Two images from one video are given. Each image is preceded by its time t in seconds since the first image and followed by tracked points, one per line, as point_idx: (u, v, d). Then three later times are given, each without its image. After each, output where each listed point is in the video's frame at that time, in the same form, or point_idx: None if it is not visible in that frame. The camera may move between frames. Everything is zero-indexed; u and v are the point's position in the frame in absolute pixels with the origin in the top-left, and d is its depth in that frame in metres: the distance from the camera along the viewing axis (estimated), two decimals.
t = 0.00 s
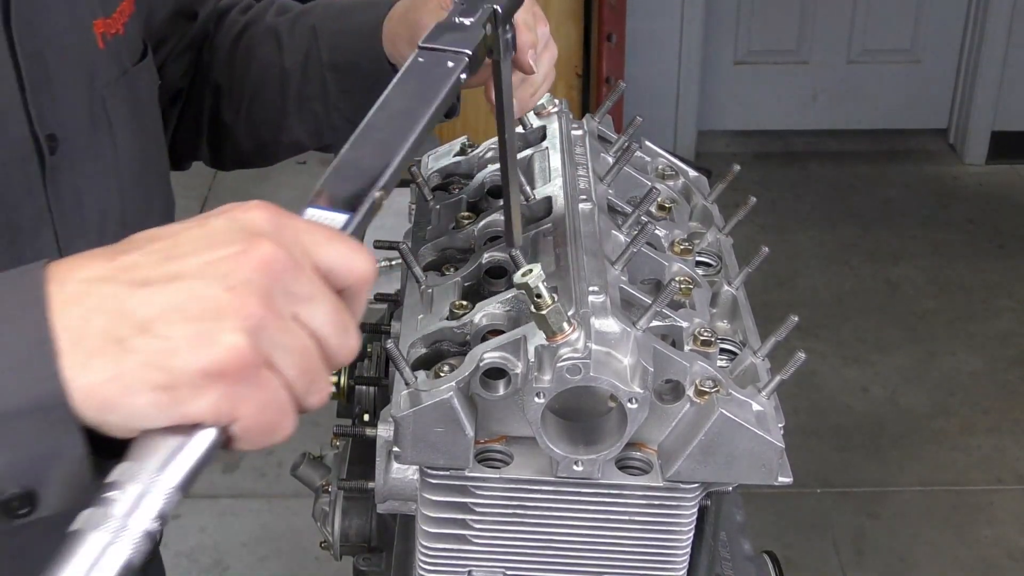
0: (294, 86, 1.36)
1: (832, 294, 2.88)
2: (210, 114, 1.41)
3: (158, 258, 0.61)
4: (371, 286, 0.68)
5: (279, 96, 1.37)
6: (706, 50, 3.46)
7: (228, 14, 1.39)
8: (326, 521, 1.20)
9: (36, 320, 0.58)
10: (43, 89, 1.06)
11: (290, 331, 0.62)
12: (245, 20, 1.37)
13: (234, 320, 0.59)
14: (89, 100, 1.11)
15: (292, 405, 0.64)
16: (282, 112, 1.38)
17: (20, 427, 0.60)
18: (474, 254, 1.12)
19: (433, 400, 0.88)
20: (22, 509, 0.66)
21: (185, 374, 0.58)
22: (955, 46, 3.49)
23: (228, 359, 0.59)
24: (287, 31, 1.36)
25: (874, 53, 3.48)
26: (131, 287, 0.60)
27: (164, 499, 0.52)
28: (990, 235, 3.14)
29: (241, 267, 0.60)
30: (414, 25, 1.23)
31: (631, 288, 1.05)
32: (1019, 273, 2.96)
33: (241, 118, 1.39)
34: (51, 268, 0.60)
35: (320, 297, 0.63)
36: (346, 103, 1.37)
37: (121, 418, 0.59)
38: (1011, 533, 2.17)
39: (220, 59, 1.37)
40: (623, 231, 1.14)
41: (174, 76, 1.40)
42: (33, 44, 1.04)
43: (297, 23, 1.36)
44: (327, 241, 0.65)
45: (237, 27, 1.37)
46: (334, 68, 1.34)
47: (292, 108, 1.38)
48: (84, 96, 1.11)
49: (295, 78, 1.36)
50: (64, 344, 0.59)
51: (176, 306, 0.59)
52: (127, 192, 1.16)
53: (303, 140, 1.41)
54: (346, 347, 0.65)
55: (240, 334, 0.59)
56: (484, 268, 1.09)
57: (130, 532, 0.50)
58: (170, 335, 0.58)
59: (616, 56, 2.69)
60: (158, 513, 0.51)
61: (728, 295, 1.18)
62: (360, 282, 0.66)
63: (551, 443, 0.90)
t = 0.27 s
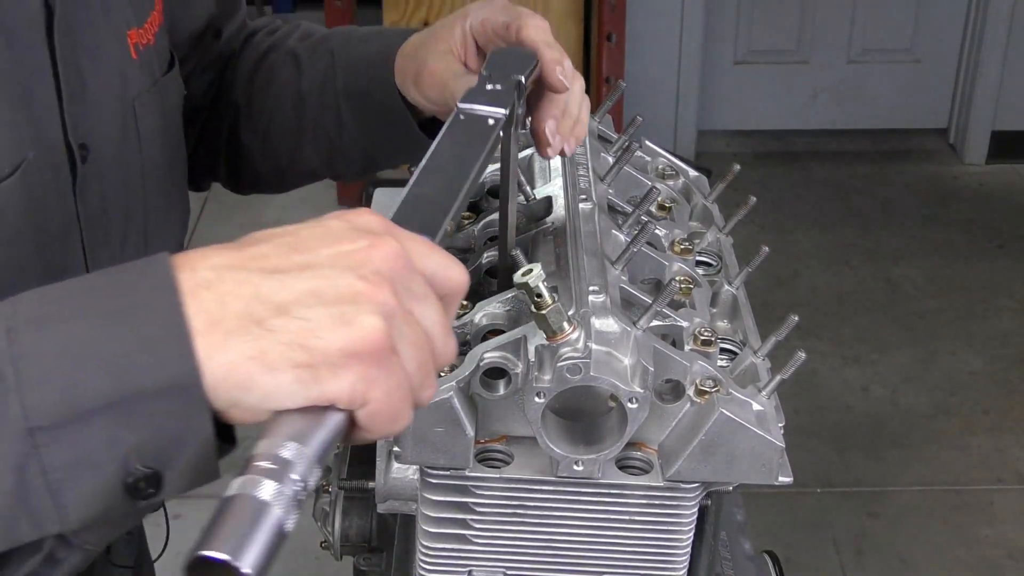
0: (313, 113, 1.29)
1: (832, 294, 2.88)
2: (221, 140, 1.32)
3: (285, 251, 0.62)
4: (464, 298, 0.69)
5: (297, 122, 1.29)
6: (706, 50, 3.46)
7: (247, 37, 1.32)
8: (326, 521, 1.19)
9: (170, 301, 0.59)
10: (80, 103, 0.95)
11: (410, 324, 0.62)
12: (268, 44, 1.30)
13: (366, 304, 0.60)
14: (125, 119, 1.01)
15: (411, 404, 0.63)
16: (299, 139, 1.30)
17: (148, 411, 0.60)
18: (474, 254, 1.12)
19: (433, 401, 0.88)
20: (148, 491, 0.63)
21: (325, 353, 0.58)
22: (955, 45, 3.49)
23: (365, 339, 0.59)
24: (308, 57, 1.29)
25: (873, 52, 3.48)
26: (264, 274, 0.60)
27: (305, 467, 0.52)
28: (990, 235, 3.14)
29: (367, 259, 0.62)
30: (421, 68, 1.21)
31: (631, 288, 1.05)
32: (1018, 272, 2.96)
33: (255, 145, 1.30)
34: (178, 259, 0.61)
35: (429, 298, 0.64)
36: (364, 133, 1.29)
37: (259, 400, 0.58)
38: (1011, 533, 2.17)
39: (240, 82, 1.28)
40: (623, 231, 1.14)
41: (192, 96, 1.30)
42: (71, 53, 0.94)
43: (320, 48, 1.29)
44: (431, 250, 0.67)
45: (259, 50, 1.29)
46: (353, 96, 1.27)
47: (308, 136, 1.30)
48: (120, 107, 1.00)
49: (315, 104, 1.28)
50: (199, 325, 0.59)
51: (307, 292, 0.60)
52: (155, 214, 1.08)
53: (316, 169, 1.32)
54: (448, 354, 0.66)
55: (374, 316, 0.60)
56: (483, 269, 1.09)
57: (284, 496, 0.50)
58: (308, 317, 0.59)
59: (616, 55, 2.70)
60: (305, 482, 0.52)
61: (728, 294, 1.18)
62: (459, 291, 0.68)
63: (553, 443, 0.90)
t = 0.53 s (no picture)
0: (297, 135, 1.29)
1: (832, 294, 2.88)
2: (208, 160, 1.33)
3: (361, 273, 0.64)
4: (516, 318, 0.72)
5: (279, 145, 1.30)
6: (705, 49, 3.46)
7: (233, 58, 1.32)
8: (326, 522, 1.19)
9: (256, 320, 0.61)
10: (93, 112, 0.95)
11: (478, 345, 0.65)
12: (251, 66, 1.30)
13: (443, 325, 0.63)
14: (134, 126, 1.01)
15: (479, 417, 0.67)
16: (282, 160, 1.31)
17: (239, 428, 0.61)
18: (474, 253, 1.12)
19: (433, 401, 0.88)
20: (229, 504, 0.63)
21: (408, 370, 0.61)
22: (954, 45, 3.49)
23: (444, 359, 0.61)
24: (292, 79, 1.29)
25: (873, 52, 3.48)
26: (347, 294, 0.62)
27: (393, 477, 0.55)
28: (989, 234, 3.13)
29: (441, 281, 0.65)
30: (422, 90, 1.19)
31: (631, 287, 1.05)
32: (1018, 272, 2.96)
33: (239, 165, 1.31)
34: (257, 279, 0.63)
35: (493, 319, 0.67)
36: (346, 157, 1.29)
37: (342, 415, 0.60)
38: (1011, 532, 2.17)
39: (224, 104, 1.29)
40: (623, 231, 1.14)
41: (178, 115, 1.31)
42: (86, 63, 0.94)
43: (304, 71, 1.29)
44: (491, 271, 0.70)
45: (243, 72, 1.30)
46: (336, 119, 1.27)
47: (291, 159, 1.31)
48: (129, 115, 1.01)
49: (298, 127, 1.29)
50: (284, 342, 0.61)
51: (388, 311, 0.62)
52: (161, 217, 1.09)
53: (300, 190, 1.33)
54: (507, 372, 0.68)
55: (453, 337, 0.62)
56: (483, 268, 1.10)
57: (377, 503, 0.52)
58: (391, 335, 0.61)
59: (615, 54, 2.72)
60: (395, 493, 0.54)
61: (727, 294, 1.18)
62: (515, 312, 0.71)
63: (553, 443, 0.90)
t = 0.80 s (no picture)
0: (284, 145, 1.29)
1: (832, 294, 2.88)
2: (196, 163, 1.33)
3: (347, 271, 0.66)
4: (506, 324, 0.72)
5: (266, 153, 1.30)
6: (705, 49, 3.46)
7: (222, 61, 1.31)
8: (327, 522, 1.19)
9: (243, 321, 0.63)
10: (95, 112, 0.95)
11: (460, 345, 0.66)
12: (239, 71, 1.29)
13: (424, 322, 0.63)
14: (136, 126, 1.02)
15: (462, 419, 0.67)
16: (268, 169, 1.31)
17: (228, 420, 0.64)
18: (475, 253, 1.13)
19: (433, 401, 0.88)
20: (217, 496, 0.66)
21: (388, 363, 0.62)
22: (954, 44, 3.49)
23: (423, 355, 0.62)
24: (280, 87, 1.28)
25: (873, 52, 3.48)
26: (329, 291, 0.64)
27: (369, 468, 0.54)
28: (990, 234, 3.13)
29: (423, 281, 0.65)
30: (413, 118, 1.19)
31: (631, 287, 1.05)
32: (1018, 272, 2.96)
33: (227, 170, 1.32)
34: (245, 279, 0.65)
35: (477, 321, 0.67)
36: (334, 167, 1.29)
37: (326, 408, 0.61)
38: (1011, 532, 2.17)
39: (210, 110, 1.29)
40: (623, 230, 1.14)
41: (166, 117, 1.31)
42: (87, 63, 0.94)
43: (293, 80, 1.29)
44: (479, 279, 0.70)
45: (232, 78, 1.29)
46: (326, 131, 1.27)
47: (277, 168, 1.30)
48: (130, 115, 1.01)
49: (285, 137, 1.29)
50: (270, 338, 0.63)
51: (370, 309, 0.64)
52: (163, 219, 1.09)
53: (286, 198, 1.33)
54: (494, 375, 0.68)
55: (432, 335, 0.63)
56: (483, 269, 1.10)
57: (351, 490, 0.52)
58: (370, 331, 0.63)
59: (615, 55, 2.72)
60: (374, 482, 0.54)
61: (728, 294, 1.18)
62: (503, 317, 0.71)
63: (553, 444, 0.89)
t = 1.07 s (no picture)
0: (287, 150, 1.29)
1: (832, 294, 2.88)
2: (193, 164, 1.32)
3: (304, 309, 0.62)
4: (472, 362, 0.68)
5: (269, 157, 1.30)
6: (705, 49, 3.46)
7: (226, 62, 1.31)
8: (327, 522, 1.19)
9: (195, 356, 0.59)
10: (93, 112, 0.94)
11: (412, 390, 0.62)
12: (244, 74, 1.29)
13: (375, 369, 0.59)
14: (135, 127, 1.01)
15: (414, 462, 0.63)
16: (270, 173, 1.31)
17: (180, 457, 0.61)
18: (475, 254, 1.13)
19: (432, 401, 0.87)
20: (167, 530, 0.64)
21: (334, 411, 0.58)
22: (954, 44, 3.49)
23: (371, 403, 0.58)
24: (285, 92, 1.28)
25: (873, 51, 3.48)
26: (282, 330, 0.60)
27: (309, 518, 0.53)
28: (989, 234, 3.13)
29: (380, 324, 0.61)
30: (415, 131, 1.20)
31: (631, 287, 1.05)
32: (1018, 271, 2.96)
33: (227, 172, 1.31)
34: (204, 313, 0.61)
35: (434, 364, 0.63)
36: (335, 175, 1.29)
37: (273, 450, 0.58)
38: (1012, 532, 2.17)
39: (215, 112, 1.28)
40: (623, 230, 1.14)
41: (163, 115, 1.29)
42: (85, 64, 0.93)
43: (298, 85, 1.29)
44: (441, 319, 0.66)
45: (237, 81, 1.29)
46: (330, 140, 1.27)
47: (280, 172, 1.30)
48: (129, 115, 1.00)
49: (289, 142, 1.29)
50: (224, 376, 0.59)
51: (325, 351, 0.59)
52: (160, 220, 1.08)
53: (285, 202, 1.33)
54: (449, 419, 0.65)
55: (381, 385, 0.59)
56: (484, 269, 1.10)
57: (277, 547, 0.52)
58: (321, 375, 0.59)
59: (615, 54, 2.72)
60: (313, 533, 0.54)
61: (728, 294, 1.18)
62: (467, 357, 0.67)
63: (553, 444, 0.89)
